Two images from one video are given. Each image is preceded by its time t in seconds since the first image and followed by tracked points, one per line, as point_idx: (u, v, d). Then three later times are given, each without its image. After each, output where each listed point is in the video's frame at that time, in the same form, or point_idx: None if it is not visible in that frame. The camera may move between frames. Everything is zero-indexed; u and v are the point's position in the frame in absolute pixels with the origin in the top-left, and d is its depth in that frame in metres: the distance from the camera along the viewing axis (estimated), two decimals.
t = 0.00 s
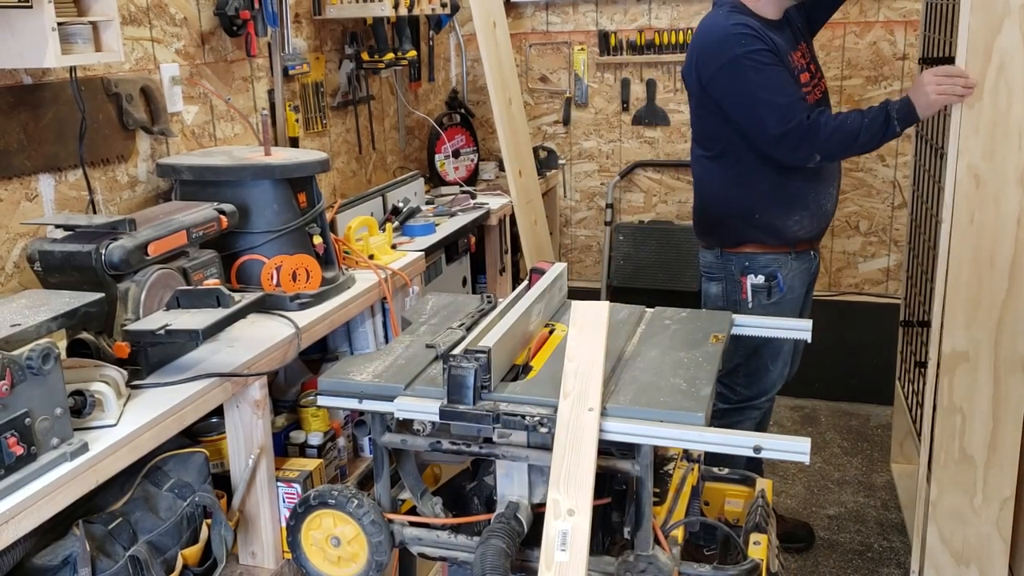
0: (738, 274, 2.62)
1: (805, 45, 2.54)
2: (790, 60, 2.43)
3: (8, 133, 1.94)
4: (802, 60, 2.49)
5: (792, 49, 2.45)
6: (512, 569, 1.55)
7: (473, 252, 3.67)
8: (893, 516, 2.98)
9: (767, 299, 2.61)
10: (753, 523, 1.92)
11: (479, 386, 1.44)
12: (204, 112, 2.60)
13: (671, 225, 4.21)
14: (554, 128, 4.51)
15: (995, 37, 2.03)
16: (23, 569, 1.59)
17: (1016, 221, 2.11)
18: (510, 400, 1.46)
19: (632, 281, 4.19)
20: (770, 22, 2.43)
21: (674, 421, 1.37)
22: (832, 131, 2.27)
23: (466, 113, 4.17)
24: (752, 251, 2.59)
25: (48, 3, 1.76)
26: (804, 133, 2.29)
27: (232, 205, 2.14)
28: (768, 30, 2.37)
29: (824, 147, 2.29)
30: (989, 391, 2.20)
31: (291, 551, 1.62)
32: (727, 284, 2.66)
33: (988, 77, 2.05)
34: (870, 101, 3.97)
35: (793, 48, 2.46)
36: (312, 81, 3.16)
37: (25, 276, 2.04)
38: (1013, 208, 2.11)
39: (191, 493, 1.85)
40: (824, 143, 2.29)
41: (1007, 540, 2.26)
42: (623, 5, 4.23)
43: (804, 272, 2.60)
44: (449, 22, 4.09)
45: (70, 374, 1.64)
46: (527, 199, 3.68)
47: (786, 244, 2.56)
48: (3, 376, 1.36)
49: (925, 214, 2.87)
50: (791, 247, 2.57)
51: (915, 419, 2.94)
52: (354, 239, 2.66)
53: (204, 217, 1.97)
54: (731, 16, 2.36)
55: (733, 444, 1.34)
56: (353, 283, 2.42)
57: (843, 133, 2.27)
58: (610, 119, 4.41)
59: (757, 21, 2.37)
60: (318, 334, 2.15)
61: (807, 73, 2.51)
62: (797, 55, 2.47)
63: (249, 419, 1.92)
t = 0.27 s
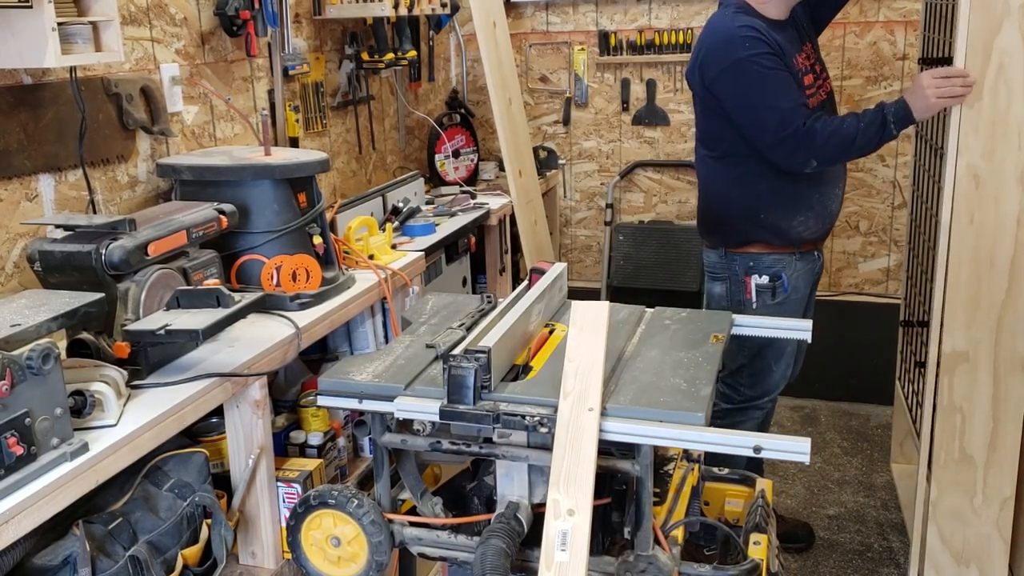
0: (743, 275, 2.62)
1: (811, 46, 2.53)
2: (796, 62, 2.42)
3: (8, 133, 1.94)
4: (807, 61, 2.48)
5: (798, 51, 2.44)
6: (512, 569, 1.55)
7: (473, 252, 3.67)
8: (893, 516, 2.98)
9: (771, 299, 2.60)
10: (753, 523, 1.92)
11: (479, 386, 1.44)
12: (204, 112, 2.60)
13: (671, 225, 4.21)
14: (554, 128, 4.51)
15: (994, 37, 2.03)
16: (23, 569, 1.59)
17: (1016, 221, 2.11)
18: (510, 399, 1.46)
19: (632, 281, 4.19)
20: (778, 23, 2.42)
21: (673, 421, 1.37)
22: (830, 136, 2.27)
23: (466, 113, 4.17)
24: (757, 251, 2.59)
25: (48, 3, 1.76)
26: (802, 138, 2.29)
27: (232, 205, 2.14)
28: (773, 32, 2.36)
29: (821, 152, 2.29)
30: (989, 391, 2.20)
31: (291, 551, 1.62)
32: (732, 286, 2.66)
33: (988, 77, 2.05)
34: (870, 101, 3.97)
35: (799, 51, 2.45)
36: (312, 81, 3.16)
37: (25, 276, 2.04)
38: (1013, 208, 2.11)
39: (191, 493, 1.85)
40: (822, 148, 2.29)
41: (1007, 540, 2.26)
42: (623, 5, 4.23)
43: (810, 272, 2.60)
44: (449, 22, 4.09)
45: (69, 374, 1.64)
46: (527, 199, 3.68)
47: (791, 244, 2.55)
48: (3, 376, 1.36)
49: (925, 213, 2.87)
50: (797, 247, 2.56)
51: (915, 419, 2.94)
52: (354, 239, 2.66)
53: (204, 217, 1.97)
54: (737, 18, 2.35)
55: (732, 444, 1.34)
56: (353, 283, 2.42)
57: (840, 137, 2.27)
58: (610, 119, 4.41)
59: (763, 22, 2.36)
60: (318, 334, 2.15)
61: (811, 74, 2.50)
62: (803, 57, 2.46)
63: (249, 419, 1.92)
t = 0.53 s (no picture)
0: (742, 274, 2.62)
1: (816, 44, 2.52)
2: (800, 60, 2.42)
3: (8, 133, 1.94)
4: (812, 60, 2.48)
5: (802, 50, 2.44)
6: (512, 569, 1.55)
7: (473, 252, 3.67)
8: (893, 516, 2.98)
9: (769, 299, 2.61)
10: (753, 523, 1.92)
11: (479, 386, 1.44)
12: (204, 112, 2.60)
13: (671, 225, 4.21)
14: (554, 128, 4.51)
15: (994, 37, 2.03)
16: (24, 569, 1.59)
17: (1016, 221, 2.11)
18: (510, 399, 1.46)
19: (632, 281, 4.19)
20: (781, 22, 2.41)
21: (673, 421, 1.37)
22: (836, 133, 2.27)
23: (466, 113, 4.16)
24: (758, 252, 2.59)
25: (48, 3, 1.76)
26: (807, 136, 2.29)
27: (232, 205, 2.14)
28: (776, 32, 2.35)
29: (827, 148, 2.29)
30: (989, 391, 2.20)
31: (291, 551, 1.62)
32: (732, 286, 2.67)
33: (987, 76, 2.05)
34: (870, 101, 3.97)
35: (804, 48, 2.45)
36: (312, 81, 3.16)
37: (25, 276, 2.04)
38: (1013, 208, 2.11)
39: (191, 493, 1.85)
40: (828, 145, 2.29)
41: (1007, 539, 2.26)
42: (622, 5, 4.22)
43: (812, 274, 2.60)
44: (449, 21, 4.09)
45: (70, 374, 1.64)
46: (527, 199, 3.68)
47: (792, 246, 2.55)
48: (3, 376, 1.36)
49: (925, 213, 2.87)
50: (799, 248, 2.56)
51: (915, 419, 2.94)
52: (354, 239, 2.66)
53: (204, 217, 1.97)
54: (739, 17, 2.34)
55: (732, 444, 1.34)
56: (353, 283, 2.42)
57: (847, 133, 2.27)
58: (610, 119, 4.41)
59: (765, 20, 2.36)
60: (318, 334, 2.15)
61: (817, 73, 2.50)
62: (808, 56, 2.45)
63: (249, 419, 1.92)
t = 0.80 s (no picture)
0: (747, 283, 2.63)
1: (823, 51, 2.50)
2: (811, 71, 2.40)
3: (8, 133, 1.94)
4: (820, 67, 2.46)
5: (813, 60, 2.42)
6: (512, 569, 1.55)
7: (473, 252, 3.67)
8: (893, 516, 2.98)
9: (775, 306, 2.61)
10: (753, 523, 1.92)
11: (479, 386, 1.44)
12: (204, 112, 2.60)
13: (671, 225, 4.21)
14: (554, 128, 4.51)
15: (993, 38, 2.03)
16: (23, 569, 1.59)
17: (1016, 221, 2.11)
18: (510, 399, 1.46)
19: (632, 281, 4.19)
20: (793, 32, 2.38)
21: (673, 421, 1.37)
22: (848, 152, 2.28)
23: (466, 113, 4.16)
24: (763, 259, 2.60)
25: (48, 3, 1.75)
26: (822, 158, 2.29)
27: (232, 205, 2.14)
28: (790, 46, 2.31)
29: (838, 168, 2.31)
30: (989, 391, 2.20)
31: (291, 551, 1.62)
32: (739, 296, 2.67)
33: (986, 77, 2.05)
34: (870, 101, 3.97)
35: (813, 58, 2.43)
36: (312, 81, 3.16)
37: (25, 276, 2.04)
38: (1012, 208, 2.11)
39: (191, 493, 1.85)
40: (841, 164, 2.30)
41: (1007, 539, 2.26)
42: (622, 5, 4.22)
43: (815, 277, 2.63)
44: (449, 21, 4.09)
45: (69, 374, 1.64)
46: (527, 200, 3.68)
47: (798, 252, 2.57)
48: (2, 376, 1.36)
49: (925, 213, 2.87)
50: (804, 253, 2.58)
51: (915, 419, 2.94)
52: (354, 239, 2.66)
53: (204, 217, 1.97)
54: (757, 33, 2.29)
55: (732, 444, 1.34)
56: (353, 283, 2.42)
57: (859, 152, 2.29)
58: (610, 119, 4.41)
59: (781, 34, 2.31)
60: (318, 334, 2.15)
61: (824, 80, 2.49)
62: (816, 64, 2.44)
63: (249, 419, 1.92)
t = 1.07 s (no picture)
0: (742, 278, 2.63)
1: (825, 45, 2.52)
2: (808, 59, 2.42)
3: (8, 133, 1.94)
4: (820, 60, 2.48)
5: (811, 49, 2.44)
6: (512, 569, 1.55)
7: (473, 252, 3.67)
8: (893, 516, 2.98)
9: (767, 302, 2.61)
10: (753, 523, 1.92)
11: (479, 386, 1.44)
12: (204, 112, 2.60)
13: (671, 225, 4.21)
14: (554, 128, 4.51)
15: (994, 38, 2.03)
16: (23, 569, 1.59)
17: (1016, 221, 2.11)
18: (510, 399, 1.46)
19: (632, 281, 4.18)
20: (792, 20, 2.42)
21: (673, 421, 1.37)
22: (836, 133, 2.28)
23: (466, 113, 4.16)
24: (758, 255, 2.59)
25: (48, 3, 1.75)
26: (807, 134, 2.28)
27: (232, 205, 2.14)
28: (786, 28, 2.35)
29: (825, 148, 2.30)
30: (989, 391, 2.20)
31: (291, 551, 1.62)
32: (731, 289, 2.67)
33: (987, 77, 2.05)
34: (870, 101, 3.97)
35: (813, 50, 2.45)
36: (312, 81, 3.16)
37: (25, 276, 2.04)
38: (1013, 207, 2.11)
39: (191, 493, 1.85)
40: (828, 144, 2.29)
41: (1007, 539, 2.26)
42: (622, 5, 4.22)
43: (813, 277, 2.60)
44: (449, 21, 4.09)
45: (69, 374, 1.64)
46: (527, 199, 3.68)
47: (792, 249, 2.55)
48: (3, 376, 1.36)
49: (925, 213, 2.87)
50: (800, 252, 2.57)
51: (915, 419, 2.94)
52: (354, 239, 2.66)
53: (204, 217, 1.97)
54: (749, 11, 2.34)
55: (732, 444, 1.34)
56: (353, 283, 2.42)
57: (848, 133, 2.28)
58: (610, 119, 4.41)
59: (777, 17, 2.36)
60: (318, 334, 2.15)
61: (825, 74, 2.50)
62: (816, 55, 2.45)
63: (249, 419, 1.92)
